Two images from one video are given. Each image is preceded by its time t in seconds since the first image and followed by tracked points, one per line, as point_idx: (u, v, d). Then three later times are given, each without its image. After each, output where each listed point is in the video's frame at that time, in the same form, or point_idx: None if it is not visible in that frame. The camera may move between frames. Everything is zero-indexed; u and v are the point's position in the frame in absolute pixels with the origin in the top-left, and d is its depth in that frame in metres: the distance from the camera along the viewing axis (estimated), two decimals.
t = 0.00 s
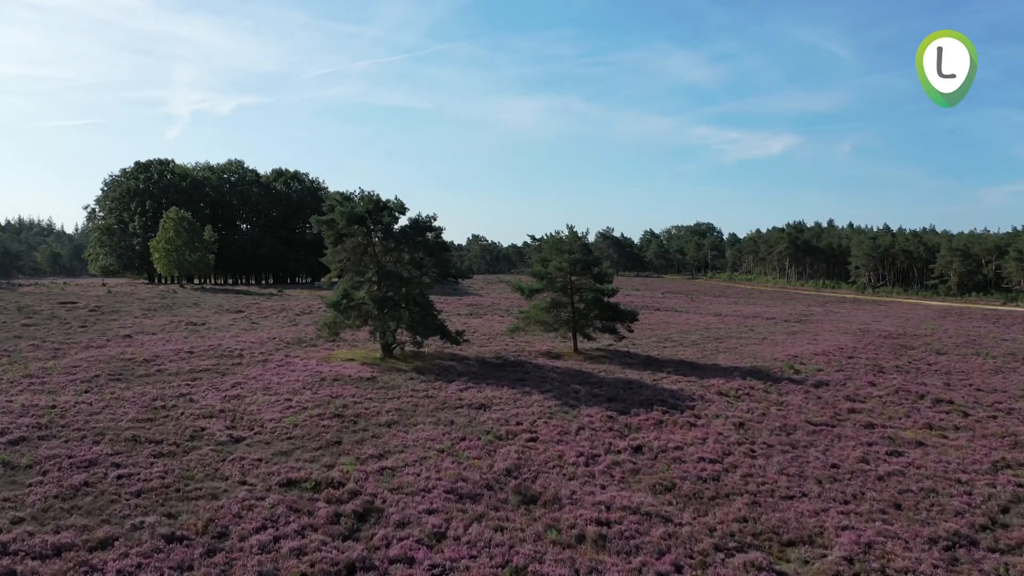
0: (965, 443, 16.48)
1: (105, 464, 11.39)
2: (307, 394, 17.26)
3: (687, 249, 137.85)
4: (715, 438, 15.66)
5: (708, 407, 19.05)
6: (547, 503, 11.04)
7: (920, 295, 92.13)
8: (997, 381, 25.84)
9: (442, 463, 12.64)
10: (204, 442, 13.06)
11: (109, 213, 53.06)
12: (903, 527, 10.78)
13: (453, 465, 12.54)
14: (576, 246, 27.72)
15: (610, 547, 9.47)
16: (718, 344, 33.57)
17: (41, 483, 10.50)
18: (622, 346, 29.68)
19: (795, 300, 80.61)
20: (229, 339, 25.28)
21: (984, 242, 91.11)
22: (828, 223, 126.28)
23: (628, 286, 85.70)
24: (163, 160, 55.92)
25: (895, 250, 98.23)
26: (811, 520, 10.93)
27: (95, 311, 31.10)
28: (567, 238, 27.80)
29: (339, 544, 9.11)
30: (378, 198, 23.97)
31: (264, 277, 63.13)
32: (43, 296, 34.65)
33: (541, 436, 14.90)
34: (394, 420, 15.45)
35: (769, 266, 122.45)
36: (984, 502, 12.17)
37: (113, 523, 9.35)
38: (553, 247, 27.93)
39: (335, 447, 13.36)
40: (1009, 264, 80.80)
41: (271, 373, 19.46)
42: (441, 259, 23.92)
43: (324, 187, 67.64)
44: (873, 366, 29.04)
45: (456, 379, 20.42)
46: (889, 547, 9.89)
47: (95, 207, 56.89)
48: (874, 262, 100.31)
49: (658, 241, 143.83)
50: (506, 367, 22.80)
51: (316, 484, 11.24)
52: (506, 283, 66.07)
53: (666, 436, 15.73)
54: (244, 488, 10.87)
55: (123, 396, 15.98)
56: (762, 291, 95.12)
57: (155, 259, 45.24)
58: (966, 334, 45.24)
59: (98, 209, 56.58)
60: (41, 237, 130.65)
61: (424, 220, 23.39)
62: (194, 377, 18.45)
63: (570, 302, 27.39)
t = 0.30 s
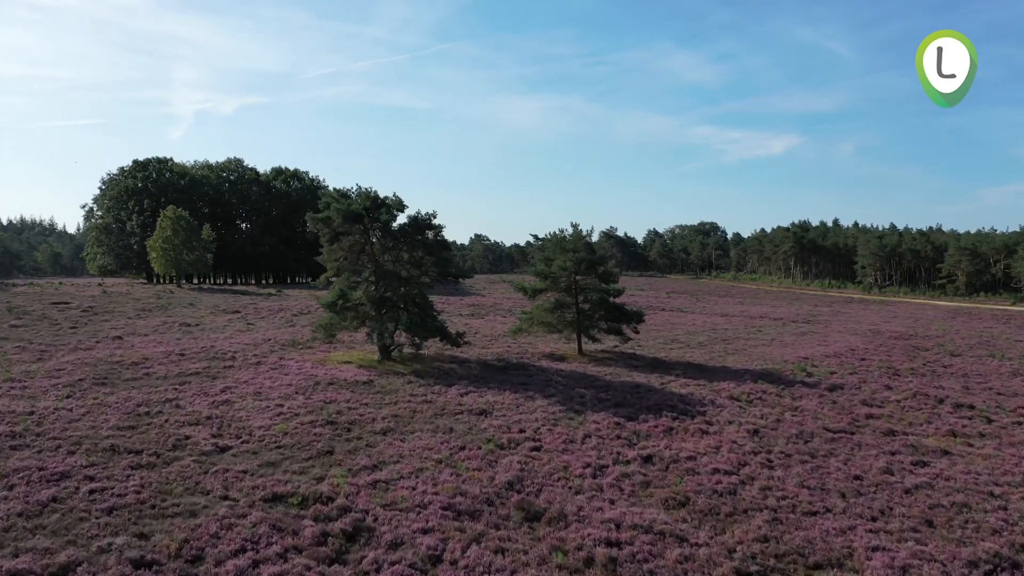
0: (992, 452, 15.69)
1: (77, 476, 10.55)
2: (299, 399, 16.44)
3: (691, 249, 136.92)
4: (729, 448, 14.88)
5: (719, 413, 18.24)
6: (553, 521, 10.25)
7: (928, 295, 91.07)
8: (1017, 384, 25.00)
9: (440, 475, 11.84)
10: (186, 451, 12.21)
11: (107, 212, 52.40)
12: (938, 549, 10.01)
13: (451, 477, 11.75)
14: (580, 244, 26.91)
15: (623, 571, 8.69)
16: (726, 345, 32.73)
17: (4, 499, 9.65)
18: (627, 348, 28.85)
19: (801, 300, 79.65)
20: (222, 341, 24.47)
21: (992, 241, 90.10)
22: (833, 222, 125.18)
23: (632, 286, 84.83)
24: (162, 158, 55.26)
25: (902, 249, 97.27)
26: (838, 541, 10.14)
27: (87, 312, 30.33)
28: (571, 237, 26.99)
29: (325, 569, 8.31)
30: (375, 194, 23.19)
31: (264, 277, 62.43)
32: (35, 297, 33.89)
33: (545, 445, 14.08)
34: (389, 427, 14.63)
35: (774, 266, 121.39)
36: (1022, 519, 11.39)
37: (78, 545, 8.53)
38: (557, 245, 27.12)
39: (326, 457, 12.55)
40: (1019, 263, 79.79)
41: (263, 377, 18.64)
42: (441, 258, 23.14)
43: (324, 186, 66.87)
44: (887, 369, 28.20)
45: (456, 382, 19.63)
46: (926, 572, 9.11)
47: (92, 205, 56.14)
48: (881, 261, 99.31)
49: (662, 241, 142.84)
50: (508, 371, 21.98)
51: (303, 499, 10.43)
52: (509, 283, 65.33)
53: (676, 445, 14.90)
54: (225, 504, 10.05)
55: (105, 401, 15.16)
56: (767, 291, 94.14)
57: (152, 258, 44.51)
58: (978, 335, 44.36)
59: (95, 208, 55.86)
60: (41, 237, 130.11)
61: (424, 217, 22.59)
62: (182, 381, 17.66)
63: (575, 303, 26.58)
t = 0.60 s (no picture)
0: None
1: (48, 491, 9.71)
2: (296, 404, 15.66)
3: (698, 248, 135.61)
4: (750, 459, 13.99)
5: (737, 420, 17.33)
6: (563, 542, 9.40)
7: (941, 295, 89.52)
8: None
9: (441, 490, 10.99)
10: (171, 463, 11.40)
11: (109, 211, 51.91)
12: None
13: (453, 492, 10.90)
14: (589, 243, 26.02)
15: None
16: (738, 347, 31.77)
17: None
18: (638, 350, 27.93)
19: (812, 301, 78.40)
20: (219, 343, 23.71)
21: (1006, 240, 88.59)
22: (843, 221, 123.52)
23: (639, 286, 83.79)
24: (164, 156, 54.72)
25: (913, 249, 95.76)
26: (877, 567, 9.27)
27: (84, 312, 29.67)
28: (580, 235, 26.11)
29: None
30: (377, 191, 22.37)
31: (268, 277, 61.81)
32: (32, 297, 33.28)
33: (554, 455, 13.21)
34: (388, 436, 13.80)
35: (783, 265, 120.01)
36: None
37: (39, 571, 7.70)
38: (565, 244, 26.24)
39: (319, 469, 11.73)
40: None
41: (259, 381, 17.84)
42: (445, 257, 22.31)
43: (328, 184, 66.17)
44: (907, 372, 27.20)
45: (460, 387, 18.80)
46: None
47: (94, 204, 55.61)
48: (892, 261, 97.83)
49: (669, 241, 141.60)
50: (515, 374, 21.11)
51: (292, 517, 9.60)
52: (515, 283, 64.52)
53: (694, 455, 14.02)
54: (207, 522, 9.22)
55: (90, 407, 14.37)
56: (776, 291, 92.84)
57: (153, 257, 43.91)
58: (997, 335, 43.21)
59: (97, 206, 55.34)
60: (47, 236, 130.18)
61: (427, 215, 21.75)
62: (174, 385, 16.89)
63: (583, 303, 25.72)
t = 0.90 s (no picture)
0: None
1: (32, 508, 9.07)
2: (305, 410, 14.95)
3: (720, 247, 133.26)
4: (789, 470, 12.87)
5: (771, 428, 16.22)
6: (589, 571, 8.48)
7: (973, 295, 86.45)
8: None
9: (454, 507, 10.14)
10: (167, 476, 10.78)
11: (128, 210, 52.11)
12: None
13: (468, 510, 10.04)
14: (613, 241, 25.00)
15: None
16: (767, 349, 30.45)
17: None
18: (662, 353, 26.86)
19: (838, 301, 76.17)
20: (230, 344, 23.17)
21: None
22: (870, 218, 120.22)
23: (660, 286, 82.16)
24: (183, 155, 54.80)
25: (944, 247, 92.66)
26: None
27: (98, 313, 29.44)
28: (602, 233, 25.12)
29: None
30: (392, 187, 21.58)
31: (286, 276, 61.62)
32: (49, 297, 33.21)
33: (576, 468, 12.28)
34: (400, 446, 13.00)
35: (808, 264, 117.23)
36: None
37: None
38: (587, 242, 25.31)
39: (325, 483, 10.98)
40: None
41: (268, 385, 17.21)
42: (462, 256, 21.45)
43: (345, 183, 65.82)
44: (949, 376, 25.70)
45: (477, 391, 17.96)
46: None
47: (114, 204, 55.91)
48: (921, 261, 94.83)
49: (690, 240, 139.40)
50: (534, 377, 20.19)
51: (291, 538, 8.83)
52: (533, 283, 63.55)
53: (728, 467, 12.96)
54: (199, 544, 8.49)
55: (90, 414, 13.81)
56: (801, 291, 90.50)
57: (170, 257, 43.74)
58: None
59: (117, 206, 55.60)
60: (72, 237, 132.34)
61: (443, 212, 20.94)
62: (180, 389, 16.31)
63: (606, 303, 24.78)
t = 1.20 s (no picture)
0: None
1: None
2: (300, 418, 14.14)
3: (732, 247, 131.50)
4: (820, 484, 11.74)
5: (797, 436, 15.13)
6: None
7: (992, 295, 84.33)
8: None
9: (453, 529, 9.23)
10: (144, 492, 10.08)
11: (135, 209, 51.74)
12: None
13: (468, 532, 9.13)
14: (627, 240, 24.00)
15: None
16: (785, 351, 29.30)
17: None
18: (677, 356, 25.83)
19: (854, 300, 74.47)
20: (229, 346, 22.44)
21: None
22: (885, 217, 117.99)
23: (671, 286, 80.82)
24: (190, 153, 54.37)
25: (962, 246, 90.50)
26: None
27: (98, 314, 28.86)
28: (615, 231, 24.17)
29: None
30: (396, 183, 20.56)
31: (294, 276, 61.04)
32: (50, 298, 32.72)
33: (589, 483, 11.32)
34: (399, 457, 12.12)
35: (821, 264, 115.28)
36: None
37: None
38: (599, 240, 24.35)
39: (315, 501, 10.14)
40: None
41: (263, 390, 16.44)
42: (469, 255, 20.47)
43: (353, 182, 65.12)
44: (980, 379, 24.39)
45: (483, 397, 17.05)
46: None
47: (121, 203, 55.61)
48: (939, 260, 92.67)
49: (701, 239, 137.76)
50: (543, 382, 19.22)
51: (272, 565, 8.00)
52: (542, 283, 62.55)
53: (754, 480, 11.93)
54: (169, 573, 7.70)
55: (73, 422, 13.10)
56: (816, 291, 88.78)
57: (175, 257, 43.17)
58: None
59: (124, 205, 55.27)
60: (84, 237, 133.01)
61: (449, 209, 19.97)
62: (172, 395, 15.58)
63: (618, 304, 23.88)
